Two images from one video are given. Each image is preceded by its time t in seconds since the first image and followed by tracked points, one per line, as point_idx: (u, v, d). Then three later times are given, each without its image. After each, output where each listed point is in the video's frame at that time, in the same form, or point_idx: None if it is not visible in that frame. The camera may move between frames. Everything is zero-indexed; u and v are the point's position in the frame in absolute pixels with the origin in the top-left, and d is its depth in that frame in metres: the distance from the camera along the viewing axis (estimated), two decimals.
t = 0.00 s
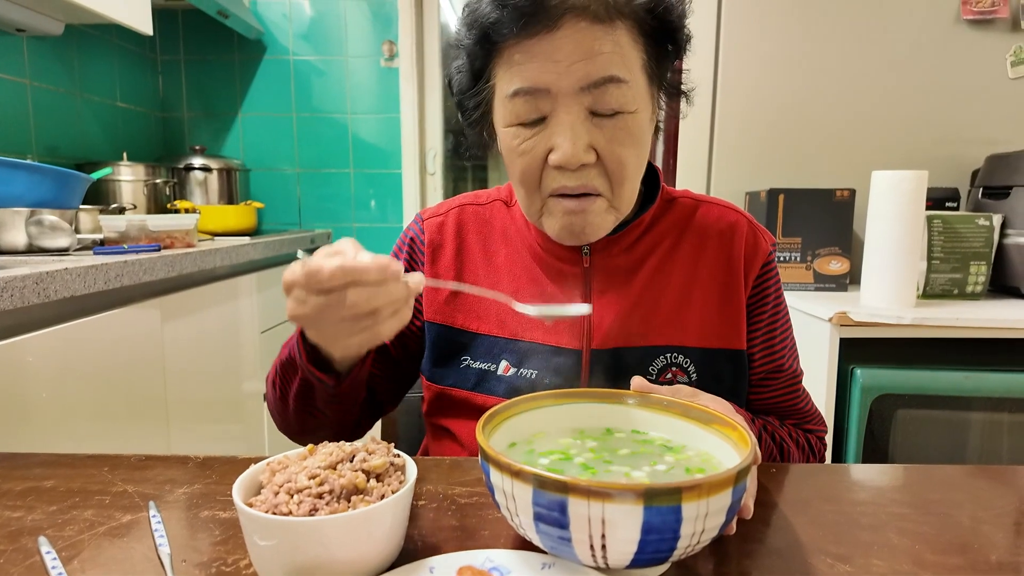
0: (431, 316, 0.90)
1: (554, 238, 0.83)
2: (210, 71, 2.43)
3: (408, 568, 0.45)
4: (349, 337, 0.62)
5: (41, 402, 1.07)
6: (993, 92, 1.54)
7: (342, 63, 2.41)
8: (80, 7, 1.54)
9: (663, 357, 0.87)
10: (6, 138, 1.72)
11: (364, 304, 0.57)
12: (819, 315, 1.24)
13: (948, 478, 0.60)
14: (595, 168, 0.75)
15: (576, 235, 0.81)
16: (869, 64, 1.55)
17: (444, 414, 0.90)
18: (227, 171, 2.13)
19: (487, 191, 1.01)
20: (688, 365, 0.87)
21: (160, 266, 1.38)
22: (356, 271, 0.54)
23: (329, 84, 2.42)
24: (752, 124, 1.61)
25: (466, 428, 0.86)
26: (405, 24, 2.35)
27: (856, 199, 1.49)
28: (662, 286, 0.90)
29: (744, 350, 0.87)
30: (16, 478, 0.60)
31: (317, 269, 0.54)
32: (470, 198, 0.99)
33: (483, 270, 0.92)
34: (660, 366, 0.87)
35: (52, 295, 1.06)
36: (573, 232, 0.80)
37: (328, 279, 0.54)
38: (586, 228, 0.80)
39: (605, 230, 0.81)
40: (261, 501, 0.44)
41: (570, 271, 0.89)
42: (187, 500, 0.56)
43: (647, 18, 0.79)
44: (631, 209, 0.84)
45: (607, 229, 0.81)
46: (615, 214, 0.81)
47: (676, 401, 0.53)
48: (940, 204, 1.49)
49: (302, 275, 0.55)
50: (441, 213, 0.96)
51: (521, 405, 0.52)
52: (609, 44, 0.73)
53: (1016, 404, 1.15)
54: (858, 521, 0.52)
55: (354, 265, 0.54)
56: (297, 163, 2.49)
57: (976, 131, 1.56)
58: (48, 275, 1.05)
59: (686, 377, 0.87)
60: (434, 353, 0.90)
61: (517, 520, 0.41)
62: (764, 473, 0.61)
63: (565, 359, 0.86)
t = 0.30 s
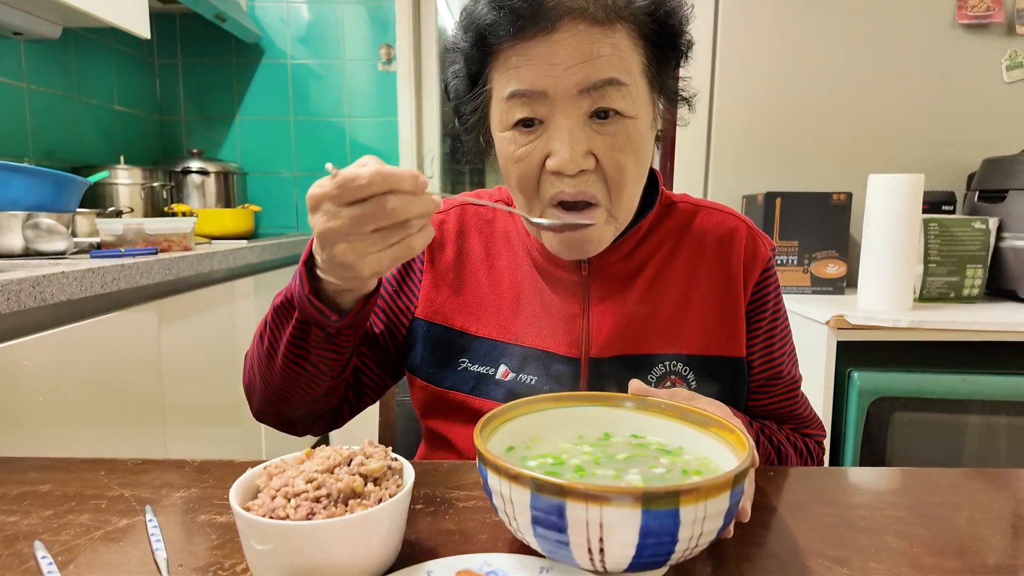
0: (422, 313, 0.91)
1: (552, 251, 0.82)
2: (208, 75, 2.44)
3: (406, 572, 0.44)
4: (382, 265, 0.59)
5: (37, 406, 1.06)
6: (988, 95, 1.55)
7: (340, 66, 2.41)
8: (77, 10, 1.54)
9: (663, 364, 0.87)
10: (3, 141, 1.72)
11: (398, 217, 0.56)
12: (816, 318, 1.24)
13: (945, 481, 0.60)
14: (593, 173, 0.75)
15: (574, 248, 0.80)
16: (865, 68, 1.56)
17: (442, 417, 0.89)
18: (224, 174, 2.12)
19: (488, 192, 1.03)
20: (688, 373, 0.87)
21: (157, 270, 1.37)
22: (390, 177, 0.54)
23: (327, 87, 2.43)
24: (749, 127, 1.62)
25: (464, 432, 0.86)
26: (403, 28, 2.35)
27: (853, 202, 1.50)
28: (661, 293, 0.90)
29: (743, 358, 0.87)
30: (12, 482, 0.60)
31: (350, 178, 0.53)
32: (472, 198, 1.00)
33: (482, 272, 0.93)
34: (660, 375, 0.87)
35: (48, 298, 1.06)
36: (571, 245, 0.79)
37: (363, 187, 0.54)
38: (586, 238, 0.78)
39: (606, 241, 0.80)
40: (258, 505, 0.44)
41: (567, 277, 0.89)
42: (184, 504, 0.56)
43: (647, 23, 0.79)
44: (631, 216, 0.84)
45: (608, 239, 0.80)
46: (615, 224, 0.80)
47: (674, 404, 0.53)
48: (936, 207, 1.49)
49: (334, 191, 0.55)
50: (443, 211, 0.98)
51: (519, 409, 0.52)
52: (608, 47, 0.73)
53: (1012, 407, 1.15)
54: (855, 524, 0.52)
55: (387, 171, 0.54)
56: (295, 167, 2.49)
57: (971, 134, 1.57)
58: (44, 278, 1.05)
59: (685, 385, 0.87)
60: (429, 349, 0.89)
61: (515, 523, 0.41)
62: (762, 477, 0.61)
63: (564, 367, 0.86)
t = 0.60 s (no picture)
0: (418, 312, 0.90)
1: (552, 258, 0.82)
2: (205, 78, 2.44)
3: None
4: (402, 228, 0.59)
5: (34, 409, 1.06)
6: (984, 99, 1.56)
7: (338, 69, 2.42)
8: (75, 13, 1.54)
9: (663, 369, 0.87)
10: None
11: (422, 178, 0.57)
12: (813, 321, 1.24)
13: (943, 483, 0.60)
14: (592, 176, 0.75)
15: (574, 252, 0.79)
16: (861, 71, 1.57)
17: (439, 421, 0.89)
18: (222, 177, 2.12)
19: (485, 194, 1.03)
20: (687, 378, 0.87)
21: (154, 272, 1.37)
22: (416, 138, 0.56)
23: (325, 90, 2.43)
24: (745, 131, 1.62)
25: (462, 435, 0.86)
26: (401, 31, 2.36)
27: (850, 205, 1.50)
28: (660, 296, 0.90)
29: (743, 363, 0.88)
30: (8, 486, 0.59)
31: (380, 134, 0.55)
32: (471, 199, 1.00)
33: (481, 273, 0.92)
34: (660, 379, 0.87)
35: (44, 301, 1.06)
36: (571, 247, 0.79)
37: (391, 146, 0.55)
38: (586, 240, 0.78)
39: (606, 244, 0.80)
40: (256, 508, 0.44)
41: (566, 280, 0.89)
42: (180, 508, 0.56)
43: (646, 23, 0.79)
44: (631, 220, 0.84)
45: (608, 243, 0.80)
46: (615, 228, 0.80)
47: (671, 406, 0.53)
48: (933, 210, 1.50)
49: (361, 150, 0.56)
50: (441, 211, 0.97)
51: (519, 410, 0.51)
52: (605, 47, 0.73)
53: (1009, 409, 1.15)
54: (853, 526, 0.52)
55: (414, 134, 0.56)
56: (292, 170, 2.49)
57: (967, 138, 1.57)
58: (41, 281, 1.05)
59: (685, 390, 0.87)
60: (426, 349, 0.89)
61: (513, 527, 0.41)
62: (759, 479, 0.61)
63: (563, 371, 0.86)
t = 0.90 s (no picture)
0: (412, 315, 0.90)
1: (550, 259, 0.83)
2: (203, 81, 2.44)
3: None
4: (374, 221, 0.58)
5: (31, 411, 1.06)
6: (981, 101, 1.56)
7: (336, 72, 2.42)
8: (73, 16, 1.54)
9: (659, 370, 0.87)
10: None
11: (394, 168, 0.56)
12: (811, 323, 1.24)
13: (941, 485, 0.60)
14: (590, 186, 0.75)
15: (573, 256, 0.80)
16: (859, 75, 1.57)
17: (434, 424, 0.89)
18: (220, 179, 2.12)
19: (479, 196, 1.02)
20: (684, 378, 0.87)
21: (152, 275, 1.37)
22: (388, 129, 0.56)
23: (324, 93, 2.43)
24: (743, 134, 1.62)
25: (456, 438, 0.87)
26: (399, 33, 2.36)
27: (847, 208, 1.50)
28: (656, 297, 0.90)
29: (739, 363, 0.88)
30: (4, 489, 0.59)
31: (351, 123, 0.55)
32: (465, 202, 0.99)
33: (477, 275, 0.92)
34: (656, 380, 0.87)
35: (42, 304, 1.05)
36: (569, 248, 0.79)
37: (362, 134, 0.55)
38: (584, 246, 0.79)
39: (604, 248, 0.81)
40: (253, 512, 0.44)
41: (563, 281, 0.90)
42: (178, 511, 0.55)
43: (642, 33, 0.80)
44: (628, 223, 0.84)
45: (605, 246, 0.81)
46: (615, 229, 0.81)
47: (670, 408, 0.53)
48: (930, 213, 1.50)
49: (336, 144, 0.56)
50: (435, 214, 0.96)
51: (518, 412, 0.51)
52: (603, 60, 0.73)
53: (1006, 411, 1.15)
54: (851, 528, 0.52)
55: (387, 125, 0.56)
56: (291, 172, 2.49)
57: (964, 141, 1.58)
58: (38, 284, 1.04)
59: (681, 390, 0.87)
60: (421, 354, 0.89)
61: (511, 530, 0.41)
62: (757, 482, 0.61)
63: (558, 371, 0.86)
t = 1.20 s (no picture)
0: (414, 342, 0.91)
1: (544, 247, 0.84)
2: (201, 83, 2.44)
3: None
4: (331, 386, 0.69)
5: (27, 414, 1.05)
6: (978, 104, 1.56)
7: (334, 74, 2.42)
8: (72, 18, 1.54)
9: (652, 368, 0.87)
10: None
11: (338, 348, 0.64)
12: (809, 325, 1.24)
13: (939, 487, 0.60)
14: (586, 180, 0.76)
15: (565, 245, 0.81)
16: (856, 77, 1.57)
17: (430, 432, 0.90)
18: (218, 182, 2.12)
19: (465, 208, 1.01)
20: (677, 376, 0.87)
21: (150, 277, 1.37)
22: (330, 318, 0.61)
23: (322, 96, 2.43)
24: (740, 137, 1.63)
25: (451, 442, 0.87)
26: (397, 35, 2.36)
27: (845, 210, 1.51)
28: (647, 298, 0.90)
29: (732, 360, 0.88)
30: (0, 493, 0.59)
31: (292, 318, 0.61)
32: (448, 218, 0.99)
33: (465, 287, 0.92)
34: (649, 378, 0.87)
35: (39, 307, 1.05)
36: (562, 240, 0.80)
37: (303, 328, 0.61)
38: (576, 238, 0.80)
39: (595, 240, 0.82)
40: (251, 514, 0.44)
41: (554, 282, 0.89)
42: (175, 514, 0.55)
43: (641, 32, 0.80)
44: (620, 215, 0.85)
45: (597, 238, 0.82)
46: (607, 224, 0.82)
47: (668, 411, 0.53)
48: (927, 215, 1.50)
49: (278, 335, 0.61)
50: (419, 236, 0.96)
51: (515, 414, 0.51)
52: (604, 55, 0.73)
53: (1004, 413, 1.15)
54: (849, 530, 0.52)
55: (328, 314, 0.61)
56: (289, 174, 2.49)
57: (961, 143, 1.58)
58: (35, 286, 1.04)
59: (675, 388, 0.88)
60: (423, 381, 0.90)
61: (510, 532, 0.41)
62: (756, 484, 0.61)
63: (549, 373, 0.86)
